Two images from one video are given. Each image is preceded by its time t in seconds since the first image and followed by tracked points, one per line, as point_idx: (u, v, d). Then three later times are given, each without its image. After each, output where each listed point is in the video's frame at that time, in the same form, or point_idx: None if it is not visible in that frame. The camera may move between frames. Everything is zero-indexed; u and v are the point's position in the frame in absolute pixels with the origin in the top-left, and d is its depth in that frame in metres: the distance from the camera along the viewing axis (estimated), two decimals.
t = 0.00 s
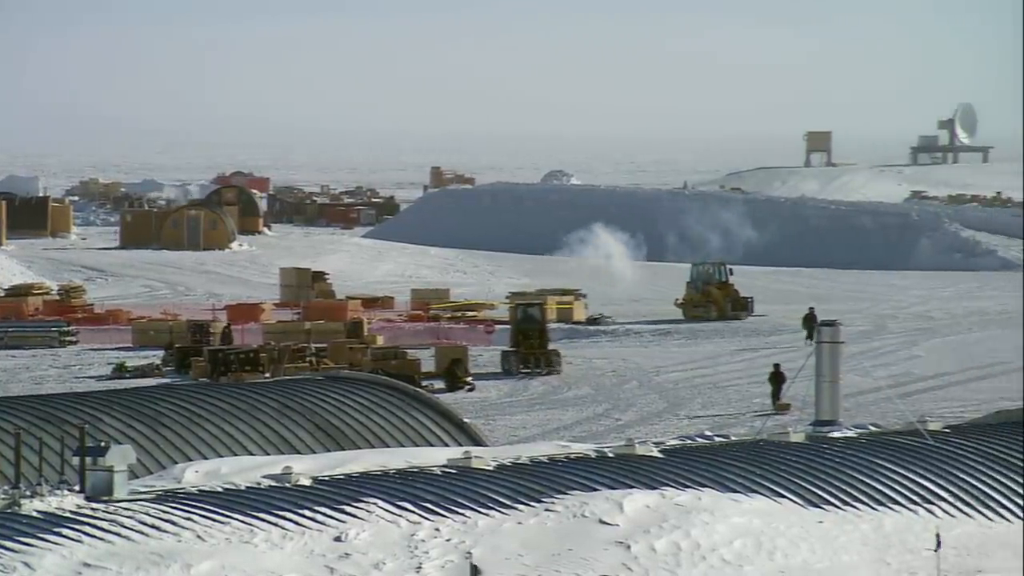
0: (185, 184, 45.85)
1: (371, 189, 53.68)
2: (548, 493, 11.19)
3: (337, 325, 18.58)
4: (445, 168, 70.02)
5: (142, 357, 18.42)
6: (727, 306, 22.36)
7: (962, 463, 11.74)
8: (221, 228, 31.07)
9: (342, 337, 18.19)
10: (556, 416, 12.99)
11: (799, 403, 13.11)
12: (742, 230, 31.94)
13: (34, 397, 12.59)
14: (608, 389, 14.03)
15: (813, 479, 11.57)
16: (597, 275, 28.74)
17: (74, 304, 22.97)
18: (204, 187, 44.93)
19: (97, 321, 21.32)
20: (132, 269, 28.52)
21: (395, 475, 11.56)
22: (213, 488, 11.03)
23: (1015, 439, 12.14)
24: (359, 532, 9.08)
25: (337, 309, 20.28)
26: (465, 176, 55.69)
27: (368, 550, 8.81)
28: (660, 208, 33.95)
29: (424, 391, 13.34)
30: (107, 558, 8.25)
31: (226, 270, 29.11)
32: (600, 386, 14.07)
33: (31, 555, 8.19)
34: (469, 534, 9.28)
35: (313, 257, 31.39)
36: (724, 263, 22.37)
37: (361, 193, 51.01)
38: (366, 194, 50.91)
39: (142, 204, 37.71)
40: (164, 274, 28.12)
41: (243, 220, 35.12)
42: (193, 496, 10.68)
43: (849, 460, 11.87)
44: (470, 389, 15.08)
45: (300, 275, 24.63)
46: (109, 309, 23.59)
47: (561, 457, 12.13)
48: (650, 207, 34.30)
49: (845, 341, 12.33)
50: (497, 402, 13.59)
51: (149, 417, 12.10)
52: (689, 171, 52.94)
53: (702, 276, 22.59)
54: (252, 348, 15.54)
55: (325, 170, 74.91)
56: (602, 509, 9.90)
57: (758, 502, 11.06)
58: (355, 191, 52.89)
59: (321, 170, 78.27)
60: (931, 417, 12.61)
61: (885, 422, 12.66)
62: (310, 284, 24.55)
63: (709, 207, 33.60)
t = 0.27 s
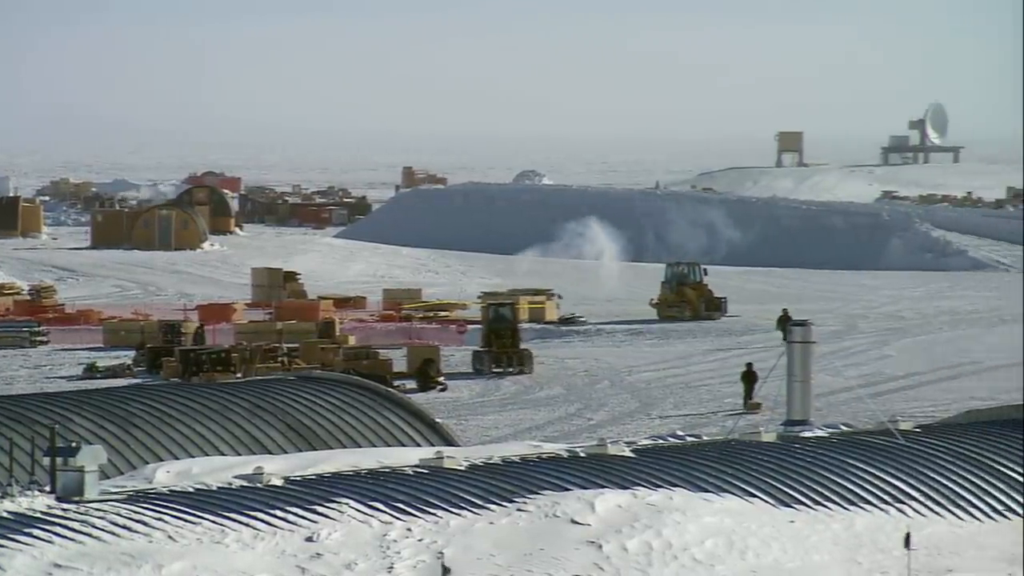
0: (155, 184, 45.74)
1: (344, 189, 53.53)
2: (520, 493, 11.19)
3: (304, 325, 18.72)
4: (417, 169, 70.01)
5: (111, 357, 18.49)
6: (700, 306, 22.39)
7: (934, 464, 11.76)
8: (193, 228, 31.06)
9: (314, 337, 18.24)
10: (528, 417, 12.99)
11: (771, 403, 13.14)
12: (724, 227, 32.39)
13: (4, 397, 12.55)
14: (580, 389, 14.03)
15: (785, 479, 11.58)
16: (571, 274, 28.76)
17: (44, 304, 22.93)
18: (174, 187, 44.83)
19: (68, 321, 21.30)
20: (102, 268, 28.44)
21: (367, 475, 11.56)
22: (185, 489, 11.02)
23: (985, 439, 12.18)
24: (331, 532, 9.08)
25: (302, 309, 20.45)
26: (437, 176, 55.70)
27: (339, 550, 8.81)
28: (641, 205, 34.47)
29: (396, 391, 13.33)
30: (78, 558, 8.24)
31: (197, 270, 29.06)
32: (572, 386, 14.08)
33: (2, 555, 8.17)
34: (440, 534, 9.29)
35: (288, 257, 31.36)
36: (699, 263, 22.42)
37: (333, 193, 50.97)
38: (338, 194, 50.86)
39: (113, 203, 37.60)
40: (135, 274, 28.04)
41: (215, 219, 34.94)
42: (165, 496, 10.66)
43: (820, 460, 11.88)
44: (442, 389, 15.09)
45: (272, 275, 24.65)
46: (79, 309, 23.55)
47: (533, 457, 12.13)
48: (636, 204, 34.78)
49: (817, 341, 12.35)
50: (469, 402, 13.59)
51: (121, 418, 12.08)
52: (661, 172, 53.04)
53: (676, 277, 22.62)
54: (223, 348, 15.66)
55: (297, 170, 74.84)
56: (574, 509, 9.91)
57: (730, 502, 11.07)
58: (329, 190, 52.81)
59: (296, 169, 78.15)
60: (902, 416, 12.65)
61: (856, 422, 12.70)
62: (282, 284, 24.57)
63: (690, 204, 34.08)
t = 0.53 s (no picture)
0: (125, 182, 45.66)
1: (315, 189, 53.43)
2: (493, 493, 11.19)
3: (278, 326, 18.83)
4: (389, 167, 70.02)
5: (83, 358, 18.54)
6: (674, 307, 22.43)
7: (906, 464, 11.78)
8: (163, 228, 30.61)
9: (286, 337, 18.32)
10: (500, 417, 13.00)
11: (744, 402, 13.17)
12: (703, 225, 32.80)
13: None
14: (553, 389, 14.04)
15: (758, 479, 11.59)
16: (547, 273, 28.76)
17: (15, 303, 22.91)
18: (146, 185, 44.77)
19: (40, 321, 21.27)
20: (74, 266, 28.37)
21: (340, 475, 11.56)
22: (157, 490, 11.01)
23: (957, 438, 12.21)
24: (304, 533, 9.08)
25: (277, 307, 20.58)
26: (411, 175, 55.71)
27: (312, 550, 8.80)
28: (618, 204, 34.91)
29: (369, 392, 13.33)
30: (50, 559, 8.23)
31: (169, 269, 29.02)
32: (545, 386, 14.09)
33: None
34: (413, 534, 9.31)
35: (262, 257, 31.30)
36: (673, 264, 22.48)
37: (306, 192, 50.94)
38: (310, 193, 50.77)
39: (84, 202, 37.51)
40: (106, 273, 27.97)
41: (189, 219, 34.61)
42: (137, 497, 10.66)
43: (792, 460, 11.90)
44: (415, 390, 15.12)
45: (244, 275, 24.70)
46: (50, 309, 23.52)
47: (506, 457, 12.14)
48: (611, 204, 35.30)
49: (789, 341, 12.38)
50: (442, 402, 13.60)
51: (93, 418, 12.06)
52: (634, 172, 53.18)
53: (651, 277, 22.66)
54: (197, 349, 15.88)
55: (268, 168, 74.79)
56: (546, 509, 9.93)
57: (702, 502, 11.08)
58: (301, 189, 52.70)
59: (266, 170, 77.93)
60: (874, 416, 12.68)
61: (828, 422, 12.73)
62: (254, 284, 24.60)
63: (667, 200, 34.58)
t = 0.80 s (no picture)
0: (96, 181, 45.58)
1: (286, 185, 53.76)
2: (466, 493, 11.19)
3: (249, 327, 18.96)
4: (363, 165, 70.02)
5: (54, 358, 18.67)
6: (648, 307, 22.48)
7: (879, 464, 11.78)
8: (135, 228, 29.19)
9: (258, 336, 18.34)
10: (473, 416, 13.00)
11: (716, 403, 13.21)
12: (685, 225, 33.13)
13: None
14: (526, 389, 14.06)
15: (730, 479, 11.59)
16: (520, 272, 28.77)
17: None
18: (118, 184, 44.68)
19: (10, 321, 21.17)
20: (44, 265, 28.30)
21: (312, 475, 11.58)
22: (129, 490, 11.00)
23: (929, 438, 12.23)
24: (277, 534, 9.08)
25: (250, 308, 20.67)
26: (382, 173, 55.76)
27: (285, 551, 8.79)
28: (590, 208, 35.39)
29: (342, 392, 13.33)
30: (22, 559, 8.22)
31: (140, 269, 29.02)
32: (518, 386, 14.11)
33: None
34: (386, 534, 9.36)
35: (234, 255, 31.28)
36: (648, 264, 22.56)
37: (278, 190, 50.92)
38: (283, 191, 51.07)
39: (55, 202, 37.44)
40: (76, 273, 27.92)
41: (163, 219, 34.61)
42: (110, 498, 10.65)
43: (764, 459, 11.91)
44: (388, 391, 15.17)
45: (217, 276, 24.74)
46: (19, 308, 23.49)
47: (479, 457, 12.15)
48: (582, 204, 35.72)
49: (762, 341, 12.48)
50: (414, 402, 13.60)
51: (65, 418, 12.04)
52: (606, 171, 53.36)
53: (626, 276, 22.70)
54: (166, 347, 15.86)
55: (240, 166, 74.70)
56: (519, 509, 9.97)
57: (674, 501, 11.10)
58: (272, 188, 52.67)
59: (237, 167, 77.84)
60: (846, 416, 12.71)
61: (800, 422, 12.75)
62: (227, 283, 24.65)
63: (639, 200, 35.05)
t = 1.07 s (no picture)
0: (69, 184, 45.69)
1: (259, 190, 54.09)
2: (437, 494, 11.22)
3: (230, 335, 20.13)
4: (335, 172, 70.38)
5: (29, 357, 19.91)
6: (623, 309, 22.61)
7: (849, 464, 11.80)
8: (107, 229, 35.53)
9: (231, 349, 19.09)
10: (445, 417, 13.01)
11: (686, 403, 13.26)
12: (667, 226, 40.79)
13: None
14: (498, 390, 14.07)
15: (701, 479, 11.61)
16: (496, 297, 28.93)
17: None
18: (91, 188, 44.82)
19: None
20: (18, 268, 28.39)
21: (283, 476, 11.59)
22: (99, 490, 11.05)
23: (900, 438, 12.25)
24: (251, 534, 10.34)
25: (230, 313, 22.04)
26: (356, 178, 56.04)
27: (258, 551, 10.08)
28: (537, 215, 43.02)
29: (314, 392, 13.33)
30: None
31: (112, 273, 29.16)
32: (489, 386, 14.13)
33: None
34: (358, 534, 10.45)
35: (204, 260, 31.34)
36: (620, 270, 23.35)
37: (251, 196, 51.17)
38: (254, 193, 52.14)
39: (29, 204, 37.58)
40: (49, 275, 28.04)
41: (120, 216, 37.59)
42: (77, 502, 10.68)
43: (735, 459, 11.93)
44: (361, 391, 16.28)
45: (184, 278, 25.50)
46: None
47: (451, 457, 12.15)
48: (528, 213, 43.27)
49: (731, 341, 12.52)
50: (386, 402, 13.62)
51: (34, 419, 12.02)
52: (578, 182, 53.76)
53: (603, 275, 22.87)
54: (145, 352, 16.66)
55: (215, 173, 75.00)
56: (490, 509, 10.89)
57: (645, 502, 11.12)
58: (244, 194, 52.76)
59: (209, 174, 77.89)
60: (816, 416, 12.74)
61: (771, 422, 12.79)
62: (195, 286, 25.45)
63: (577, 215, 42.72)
